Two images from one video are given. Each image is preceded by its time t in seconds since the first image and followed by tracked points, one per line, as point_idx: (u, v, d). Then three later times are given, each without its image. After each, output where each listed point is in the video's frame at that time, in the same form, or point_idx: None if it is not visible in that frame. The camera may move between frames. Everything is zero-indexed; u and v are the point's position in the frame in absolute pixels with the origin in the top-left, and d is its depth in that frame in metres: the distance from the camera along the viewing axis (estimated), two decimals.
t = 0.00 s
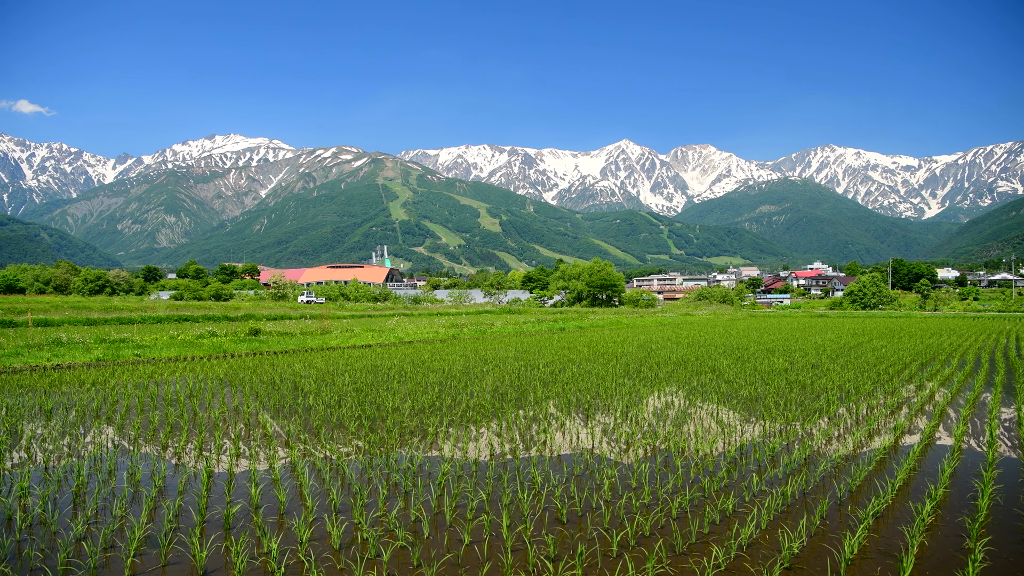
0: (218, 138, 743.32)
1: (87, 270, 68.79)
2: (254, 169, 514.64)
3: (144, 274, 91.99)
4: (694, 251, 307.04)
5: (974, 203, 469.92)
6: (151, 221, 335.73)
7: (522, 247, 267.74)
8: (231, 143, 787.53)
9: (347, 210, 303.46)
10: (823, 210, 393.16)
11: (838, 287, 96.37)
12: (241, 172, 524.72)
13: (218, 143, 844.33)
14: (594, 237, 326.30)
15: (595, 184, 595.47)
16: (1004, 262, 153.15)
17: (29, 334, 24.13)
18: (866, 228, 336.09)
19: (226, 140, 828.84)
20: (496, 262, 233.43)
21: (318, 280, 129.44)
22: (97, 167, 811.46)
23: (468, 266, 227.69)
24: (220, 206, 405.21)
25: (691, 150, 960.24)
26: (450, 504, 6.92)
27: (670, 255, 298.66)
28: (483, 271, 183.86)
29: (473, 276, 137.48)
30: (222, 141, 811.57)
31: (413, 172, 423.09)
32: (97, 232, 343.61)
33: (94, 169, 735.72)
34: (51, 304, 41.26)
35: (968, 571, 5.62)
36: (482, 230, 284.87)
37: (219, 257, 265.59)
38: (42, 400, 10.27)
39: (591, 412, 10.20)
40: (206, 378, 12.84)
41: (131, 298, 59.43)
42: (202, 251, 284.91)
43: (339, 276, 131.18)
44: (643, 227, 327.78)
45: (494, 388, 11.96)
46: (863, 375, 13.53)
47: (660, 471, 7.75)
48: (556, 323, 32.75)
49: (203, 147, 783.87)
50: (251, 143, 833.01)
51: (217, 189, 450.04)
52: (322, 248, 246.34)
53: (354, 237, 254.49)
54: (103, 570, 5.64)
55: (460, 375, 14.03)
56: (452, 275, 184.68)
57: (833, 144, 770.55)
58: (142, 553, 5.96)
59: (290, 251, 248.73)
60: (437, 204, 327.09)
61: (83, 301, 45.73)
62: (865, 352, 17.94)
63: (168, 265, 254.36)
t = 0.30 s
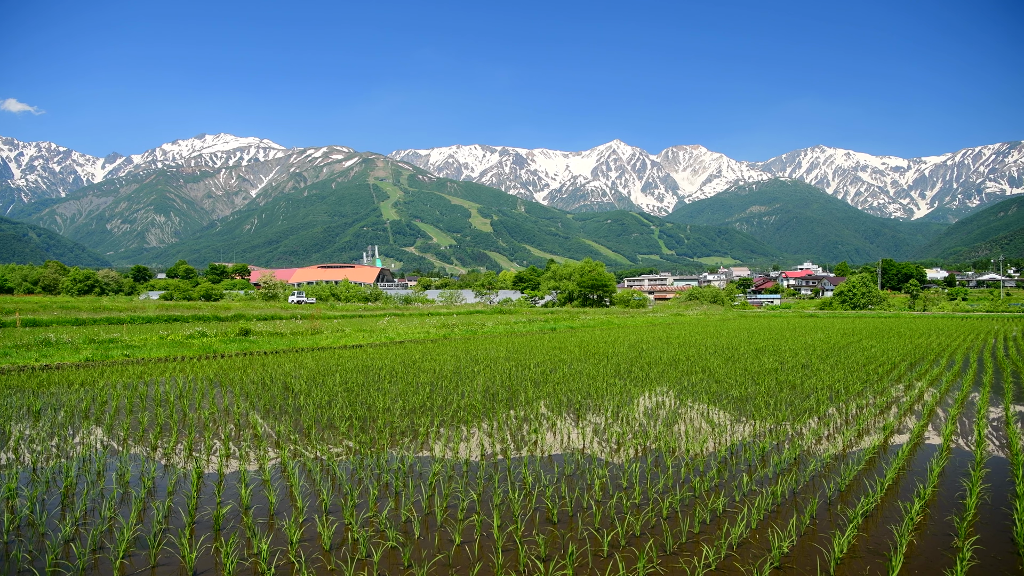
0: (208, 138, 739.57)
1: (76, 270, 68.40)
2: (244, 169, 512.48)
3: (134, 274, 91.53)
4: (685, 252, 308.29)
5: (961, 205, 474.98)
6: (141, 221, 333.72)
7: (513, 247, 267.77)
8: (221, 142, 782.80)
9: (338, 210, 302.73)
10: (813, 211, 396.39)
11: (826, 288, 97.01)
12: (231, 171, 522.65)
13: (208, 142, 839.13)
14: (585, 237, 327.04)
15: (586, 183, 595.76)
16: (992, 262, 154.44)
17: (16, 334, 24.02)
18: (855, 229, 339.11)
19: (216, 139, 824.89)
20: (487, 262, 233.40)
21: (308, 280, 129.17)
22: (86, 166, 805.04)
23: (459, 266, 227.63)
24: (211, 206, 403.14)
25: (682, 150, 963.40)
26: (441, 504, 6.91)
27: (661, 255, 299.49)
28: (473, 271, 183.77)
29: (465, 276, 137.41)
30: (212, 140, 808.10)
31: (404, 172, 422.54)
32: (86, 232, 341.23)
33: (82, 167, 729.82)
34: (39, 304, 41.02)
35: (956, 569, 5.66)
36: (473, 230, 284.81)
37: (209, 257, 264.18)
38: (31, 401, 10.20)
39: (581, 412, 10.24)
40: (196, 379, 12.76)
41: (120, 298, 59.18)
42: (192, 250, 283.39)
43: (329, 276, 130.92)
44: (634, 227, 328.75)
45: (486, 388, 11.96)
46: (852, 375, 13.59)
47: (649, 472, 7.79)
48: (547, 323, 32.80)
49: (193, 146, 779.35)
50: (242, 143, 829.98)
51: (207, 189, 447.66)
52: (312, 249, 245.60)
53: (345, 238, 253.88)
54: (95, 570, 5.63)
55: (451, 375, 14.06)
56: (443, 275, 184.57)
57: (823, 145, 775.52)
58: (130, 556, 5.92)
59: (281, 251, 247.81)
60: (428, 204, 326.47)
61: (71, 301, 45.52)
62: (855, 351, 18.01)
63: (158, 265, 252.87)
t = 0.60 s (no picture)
0: (197, 136, 735.31)
1: (65, 270, 68.02)
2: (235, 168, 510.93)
3: (123, 274, 90.90)
4: (675, 252, 309.62)
5: (950, 206, 478.84)
6: (130, 221, 331.58)
7: (504, 247, 267.63)
8: (211, 142, 779.24)
9: (328, 210, 301.96)
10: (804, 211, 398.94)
11: (814, 289, 97.58)
12: (221, 171, 520.29)
13: (198, 142, 833.47)
14: (575, 237, 327.70)
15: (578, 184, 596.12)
16: (979, 263, 155.71)
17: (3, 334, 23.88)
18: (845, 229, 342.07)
19: (206, 138, 819.44)
20: (478, 262, 233.24)
21: (299, 280, 128.90)
22: (74, 165, 797.40)
23: (450, 266, 227.27)
24: (201, 206, 401.38)
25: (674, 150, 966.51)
26: (433, 504, 6.91)
27: (651, 255, 300.34)
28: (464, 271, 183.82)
29: (456, 276, 137.33)
30: (201, 138, 802.91)
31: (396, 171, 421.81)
32: (74, 232, 338.72)
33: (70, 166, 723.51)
34: (27, 303, 40.73)
35: (946, 568, 5.67)
36: (464, 230, 284.76)
37: (199, 257, 262.76)
38: (19, 402, 10.12)
39: (573, 412, 10.27)
40: (185, 380, 12.62)
41: (109, 298, 58.81)
42: (181, 250, 281.63)
43: (320, 276, 130.63)
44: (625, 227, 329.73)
45: (477, 388, 11.96)
46: (843, 374, 13.63)
47: (642, 472, 7.78)
48: (538, 323, 32.88)
49: (184, 146, 774.26)
50: (232, 142, 824.92)
51: (198, 189, 444.95)
52: (303, 249, 244.81)
53: (336, 238, 253.26)
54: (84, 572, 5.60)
55: (443, 375, 14.06)
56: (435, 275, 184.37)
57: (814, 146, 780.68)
58: (120, 557, 5.88)
59: (271, 251, 246.70)
60: (418, 203, 325.59)
61: (60, 302, 45.29)
62: (844, 351, 18.06)
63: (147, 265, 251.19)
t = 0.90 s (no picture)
0: (185, 136, 730.82)
1: (53, 270, 67.56)
2: (224, 167, 508.72)
3: (111, 274, 90.30)
4: (666, 253, 310.85)
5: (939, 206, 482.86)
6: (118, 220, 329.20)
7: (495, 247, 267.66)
8: (201, 142, 776.16)
9: (319, 210, 301.14)
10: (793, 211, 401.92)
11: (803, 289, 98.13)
12: (211, 170, 517.72)
13: (187, 142, 827.97)
14: (566, 237, 328.25)
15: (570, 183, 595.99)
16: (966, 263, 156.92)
17: None
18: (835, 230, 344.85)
19: (195, 138, 814.79)
20: (468, 262, 232.96)
21: (289, 280, 128.50)
22: (63, 165, 789.57)
23: (440, 265, 226.95)
24: (190, 205, 399.62)
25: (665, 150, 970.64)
26: (423, 504, 6.90)
27: (642, 256, 301.31)
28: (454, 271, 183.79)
29: (447, 275, 137.24)
30: (190, 138, 798.72)
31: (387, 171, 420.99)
32: (62, 232, 335.94)
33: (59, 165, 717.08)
34: (14, 303, 40.46)
35: (932, 566, 5.72)
36: (455, 230, 284.56)
37: (189, 256, 261.29)
38: (6, 404, 10.04)
39: (563, 411, 10.30)
40: (174, 380, 12.57)
41: (97, 298, 58.53)
42: (171, 250, 280.09)
43: (310, 276, 130.27)
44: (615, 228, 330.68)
45: (467, 389, 11.94)
46: (831, 373, 13.68)
47: (633, 471, 7.78)
48: (529, 323, 32.90)
49: (173, 146, 769.41)
50: (221, 142, 820.62)
51: (187, 188, 442.03)
52: (293, 248, 244.03)
53: (326, 237, 252.60)
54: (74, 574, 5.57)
55: (433, 375, 14.09)
56: (425, 275, 184.14)
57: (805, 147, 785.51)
58: (108, 558, 5.85)
59: (261, 251, 245.71)
60: (409, 203, 324.95)
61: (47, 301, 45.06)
62: (834, 352, 18.13)
63: (136, 265, 249.61)
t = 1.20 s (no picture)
0: (174, 135, 726.26)
1: (41, 270, 67.19)
2: (214, 167, 506.25)
3: (100, 274, 89.71)
4: (656, 253, 312.24)
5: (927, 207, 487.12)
6: (107, 220, 326.92)
7: (486, 247, 267.75)
8: (190, 142, 771.52)
9: (309, 210, 300.23)
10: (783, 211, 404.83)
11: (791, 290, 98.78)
12: (201, 169, 514.77)
13: (177, 142, 822.46)
14: (555, 237, 328.92)
15: (563, 183, 597.06)
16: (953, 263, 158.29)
17: None
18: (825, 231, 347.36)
19: (184, 137, 809.51)
20: (460, 262, 232.75)
21: (279, 281, 128.04)
22: (51, 164, 782.16)
23: (431, 266, 226.79)
24: (179, 205, 398.24)
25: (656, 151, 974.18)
26: (415, 505, 6.87)
27: (632, 256, 302.29)
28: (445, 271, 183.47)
29: (438, 275, 137.09)
30: (178, 137, 794.20)
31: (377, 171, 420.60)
32: (50, 231, 333.53)
33: (46, 164, 710.86)
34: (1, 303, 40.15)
35: (919, 564, 5.76)
36: (446, 230, 284.34)
37: (178, 256, 259.65)
38: None
39: (553, 411, 10.33)
40: (164, 380, 12.46)
41: (85, 298, 58.20)
42: (160, 250, 278.27)
43: (300, 276, 129.92)
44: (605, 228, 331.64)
45: (457, 388, 11.91)
46: (820, 374, 13.72)
47: (624, 472, 7.79)
48: (520, 323, 32.94)
49: (163, 145, 764.63)
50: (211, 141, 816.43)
51: (176, 188, 439.79)
52: (283, 249, 243.08)
53: (316, 238, 251.94)
54: None
55: (423, 375, 14.10)
56: (415, 275, 183.80)
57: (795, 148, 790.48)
58: (97, 559, 5.83)
59: (250, 252, 244.36)
60: (401, 203, 324.38)
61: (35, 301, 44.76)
62: (822, 352, 18.22)
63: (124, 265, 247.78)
